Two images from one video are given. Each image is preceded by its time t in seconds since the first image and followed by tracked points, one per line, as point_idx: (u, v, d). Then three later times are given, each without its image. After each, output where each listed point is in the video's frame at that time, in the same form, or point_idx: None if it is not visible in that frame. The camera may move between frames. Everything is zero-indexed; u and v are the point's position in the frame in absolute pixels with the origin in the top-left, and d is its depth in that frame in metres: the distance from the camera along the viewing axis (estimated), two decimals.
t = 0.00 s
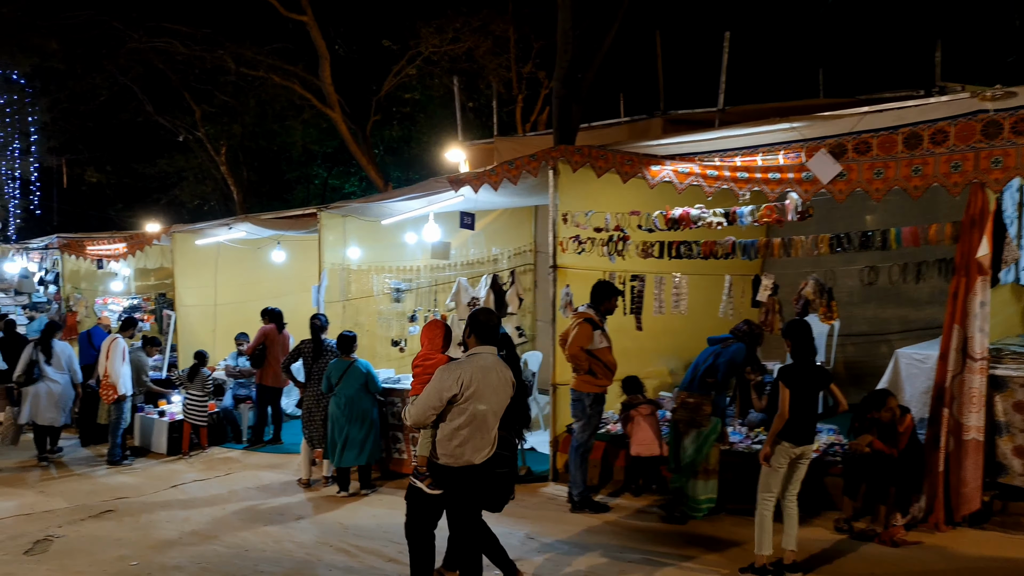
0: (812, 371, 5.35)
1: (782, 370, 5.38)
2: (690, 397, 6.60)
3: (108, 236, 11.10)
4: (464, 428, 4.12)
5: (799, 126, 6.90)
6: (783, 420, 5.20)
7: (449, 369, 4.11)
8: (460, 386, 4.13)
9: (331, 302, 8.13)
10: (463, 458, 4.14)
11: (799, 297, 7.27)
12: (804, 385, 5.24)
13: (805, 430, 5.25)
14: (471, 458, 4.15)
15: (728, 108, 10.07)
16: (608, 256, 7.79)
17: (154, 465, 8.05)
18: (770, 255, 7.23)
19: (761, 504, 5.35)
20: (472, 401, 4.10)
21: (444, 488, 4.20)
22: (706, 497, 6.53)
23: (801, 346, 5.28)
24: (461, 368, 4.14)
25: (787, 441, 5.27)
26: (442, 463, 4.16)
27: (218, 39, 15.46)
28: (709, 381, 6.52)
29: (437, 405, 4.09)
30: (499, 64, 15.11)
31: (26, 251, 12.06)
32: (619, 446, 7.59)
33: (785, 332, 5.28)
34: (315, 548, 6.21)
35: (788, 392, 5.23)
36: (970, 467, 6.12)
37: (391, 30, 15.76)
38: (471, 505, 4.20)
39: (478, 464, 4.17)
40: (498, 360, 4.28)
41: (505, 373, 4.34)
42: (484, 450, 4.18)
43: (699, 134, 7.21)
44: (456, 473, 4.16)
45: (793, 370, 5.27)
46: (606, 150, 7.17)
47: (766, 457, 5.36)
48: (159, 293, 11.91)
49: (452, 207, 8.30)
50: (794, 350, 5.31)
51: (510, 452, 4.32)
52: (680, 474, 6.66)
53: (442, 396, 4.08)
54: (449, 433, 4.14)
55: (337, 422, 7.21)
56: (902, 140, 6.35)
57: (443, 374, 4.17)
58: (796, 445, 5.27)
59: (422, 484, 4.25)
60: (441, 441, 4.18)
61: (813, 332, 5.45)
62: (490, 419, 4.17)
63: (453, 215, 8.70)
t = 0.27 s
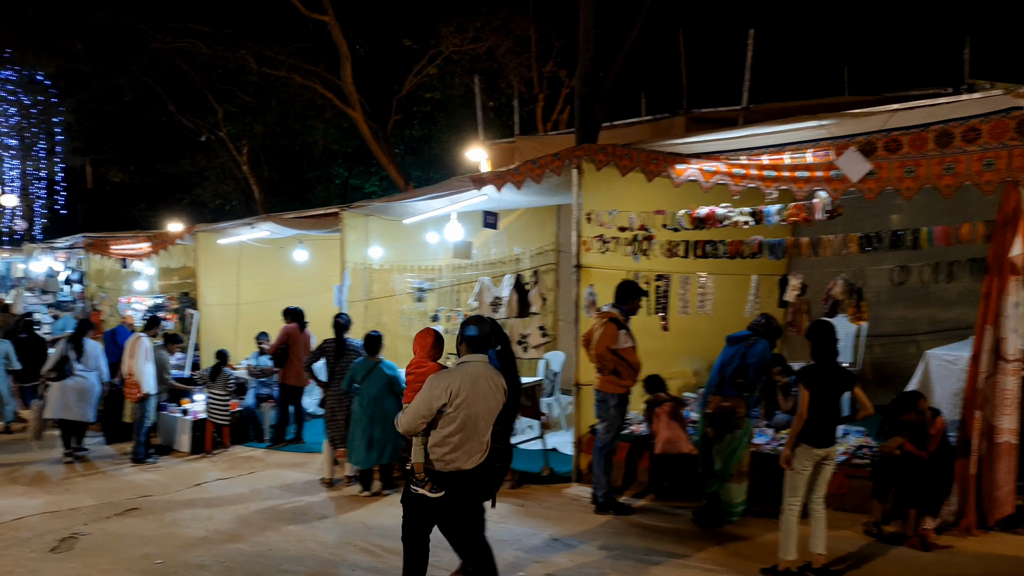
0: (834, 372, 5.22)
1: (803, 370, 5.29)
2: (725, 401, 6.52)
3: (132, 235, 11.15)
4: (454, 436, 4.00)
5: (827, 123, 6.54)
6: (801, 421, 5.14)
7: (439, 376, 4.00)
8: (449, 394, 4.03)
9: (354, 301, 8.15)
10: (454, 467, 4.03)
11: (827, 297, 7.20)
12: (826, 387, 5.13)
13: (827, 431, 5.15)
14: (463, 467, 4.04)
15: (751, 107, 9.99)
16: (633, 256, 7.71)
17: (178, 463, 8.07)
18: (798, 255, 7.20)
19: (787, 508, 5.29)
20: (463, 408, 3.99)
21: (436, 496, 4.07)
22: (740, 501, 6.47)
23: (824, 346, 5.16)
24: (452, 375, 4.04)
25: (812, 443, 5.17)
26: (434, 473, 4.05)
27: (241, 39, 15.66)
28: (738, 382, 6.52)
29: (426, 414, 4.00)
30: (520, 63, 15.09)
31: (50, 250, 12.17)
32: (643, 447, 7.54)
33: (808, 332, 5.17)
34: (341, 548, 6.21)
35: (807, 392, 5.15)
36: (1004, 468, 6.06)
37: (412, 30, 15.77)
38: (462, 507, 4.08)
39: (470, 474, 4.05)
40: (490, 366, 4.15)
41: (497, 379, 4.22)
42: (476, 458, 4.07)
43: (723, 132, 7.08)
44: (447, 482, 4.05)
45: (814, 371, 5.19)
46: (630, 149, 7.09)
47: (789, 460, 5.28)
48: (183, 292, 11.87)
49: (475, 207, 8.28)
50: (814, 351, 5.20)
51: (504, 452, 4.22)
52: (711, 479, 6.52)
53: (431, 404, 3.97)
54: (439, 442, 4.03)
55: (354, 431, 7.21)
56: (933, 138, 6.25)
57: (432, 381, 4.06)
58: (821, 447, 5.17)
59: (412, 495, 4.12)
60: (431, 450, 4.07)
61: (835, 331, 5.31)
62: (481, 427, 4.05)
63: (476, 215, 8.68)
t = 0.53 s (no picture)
0: (864, 373, 5.09)
1: (830, 372, 5.17)
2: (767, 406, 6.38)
3: (161, 235, 11.13)
4: (449, 430, 4.09)
5: (862, 121, 6.49)
6: (830, 423, 4.98)
7: (434, 371, 4.11)
8: (446, 388, 4.12)
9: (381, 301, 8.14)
10: (450, 461, 4.12)
11: (863, 297, 7.11)
12: (854, 387, 5.00)
13: (857, 432, 5.02)
14: (459, 460, 4.12)
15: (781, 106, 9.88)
16: (663, 256, 7.64)
17: (208, 462, 8.11)
18: (832, 254, 7.06)
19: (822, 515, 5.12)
20: (457, 403, 4.08)
21: (435, 489, 4.17)
22: (771, 504, 6.41)
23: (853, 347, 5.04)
24: (448, 370, 4.14)
25: (842, 445, 5.04)
26: (431, 466, 4.15)
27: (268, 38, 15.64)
28: (774, 382, 6.38)
29: (422, 407, 4.10)
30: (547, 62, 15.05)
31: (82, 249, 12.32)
32: (675, 448, 7.44)
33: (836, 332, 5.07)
34: (370, 548, 6.19)
35: (835, 394, 5.01)
36: None
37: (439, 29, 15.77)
38: (468, 504, 4.19)
39: (467, 468, 4.13)
40: (487, 362, 4.23)
41: (495, 375, 4.29)
42: (471, 453, 4.14)
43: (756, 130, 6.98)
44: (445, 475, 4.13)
45: (842, 372, 5.05)
46: (661, 147, 7.01)
47: (819, 463, 5.13)
48: (211, 292, 11.92)
49: (503, 206, 8.25)
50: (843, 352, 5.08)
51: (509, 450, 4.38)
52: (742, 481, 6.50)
53: (426, 398, 4.08)
54: (436, 436, 4.13)
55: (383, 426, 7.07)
56: (972, 135, 6.11)
57: (429, 376, 4.17)
58: (851, 449, 5.03)
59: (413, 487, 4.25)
60: (428, 443, 4.17)
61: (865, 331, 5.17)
62: (477, 421, 4.12)
63: (504, 214, 8.64)
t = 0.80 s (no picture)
0: (905, 375, 4.99)
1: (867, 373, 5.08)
2: (806, 407, 6.37)
3: (198, 235, 11.29)
4: (467, 425, 4.32)
5: (907, 118, 6.34)
6: (869, 425, 4.92)
7: (449, 371, 4.33)
8: (461, 386, 4.34)
9: (416, 300, 8.15)
10: (468, 455, 4.33)
11: (905, 298, 6.99)
12: (893, 391, 4.90)
13: (898, 434, 4.92)
14: (474, 454, 4.33)
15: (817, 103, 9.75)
16: (699, 255, 7.69)
17: (244, 459, 8.19)
18: (873, 253, 6.93)
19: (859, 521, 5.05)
20: (473, 398, 4.30)
21: (453, 482, 4.38)
22: (807, 505, 6.33)
23: (893, 350, 4.94)
24: (463, 369, 4.35)
25: (881, 449, 4.94)
26: (448, 460, 4.36)
27: (303, 46, 16.10)
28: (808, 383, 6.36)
29: (439, 404, 4.32)
30: (579, 60, 15.13)
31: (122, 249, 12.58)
32: (710, 450, 7.31)
33: (875, 333, 4.97)
34: (406, 547, 6.18)
35: (874, 397, 4.93)
36: None
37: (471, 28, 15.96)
38: (486, 494, 4.39)
39: (482, 462, 4.35)
40: (500, 361, 4.45)
41: (508, 373, 4.51)
42: (488, 447, 4.36)
43: (797, 128, 6.92)
44: (461, 468, 4.35)
45: (880, 374, 4.94)
46: (699, 146, 6.94)
47: (858, 468, 5.03)
48: (248, 292, 11.69)
49: (537, 206, 8.21)
50: (882, 355, 4.98)
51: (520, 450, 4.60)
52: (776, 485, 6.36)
53: (443, 395, 4.30)
54: (451, 431, 4.35)
55: (418, 431, 7.27)
56: (1017, 132, 5.83)
57: (446, 374, 4.39)
58: (891, 452, 4.93)
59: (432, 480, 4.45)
60: (446, 438, 4.39)
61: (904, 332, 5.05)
62: (491, 417, 4.34)
63: (538, 213, 8.60)
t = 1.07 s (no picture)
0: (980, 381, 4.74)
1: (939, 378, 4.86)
2: (875, 413, 6.10)
3: (265, 236, 11.38)
4: (511, 425, 4.38)
5: (982, 115, 6.12)
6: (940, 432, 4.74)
7: (497, 371, 4.42)
8: (506, 386, 4.43)
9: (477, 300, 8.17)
10: (511, 454, 4.39)
11: (982, 300, 6.75)
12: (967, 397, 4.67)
13: (973, 442, 4.68)
14: (518, 454, 4.40)
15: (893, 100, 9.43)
16: (765, 255, 7.50)
17: (309, 456, 8.34)
18: (949, 254, 6.66)
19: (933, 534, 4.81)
20: (519, 399, 4.39)
21: (495, 482, 4.43)
22: (875, 514, 6.11)
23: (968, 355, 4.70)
24: (509, 370, 4.45)
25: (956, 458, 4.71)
26: (491, 459, 4.42)
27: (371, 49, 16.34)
28: (873, 388, 6.14)
29: (485, 404, 4.40)
30: (642, 61, 15.13)
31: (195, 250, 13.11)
32: (776, 453, 7.20)
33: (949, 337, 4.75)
34: (468, 547, 6.19)
35: (946, 403, 4.72)
36: None
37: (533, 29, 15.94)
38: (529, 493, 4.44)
39: (524, 462, 4.41)
40: (543, 362, 4.54)
41: (550, 375, 4.60)
42: (530, 447, 4.43)
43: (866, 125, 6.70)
44: (504, 468, 4.40)
45: (953, 378, 4.73)
46: (764, 145, 6.82)
47: (930, 476, 4.82)
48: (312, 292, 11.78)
49: (599, 206, 8.18)
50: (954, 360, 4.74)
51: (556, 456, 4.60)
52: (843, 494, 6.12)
53: (491, 394, 4.39)
54: (495, 431, 4.42)
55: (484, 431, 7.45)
56: None
57: (491, 375, 4.48)
58: (966, 461, 4.70)
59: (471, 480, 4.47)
60: (489, 438, 4.45)
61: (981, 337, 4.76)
62: (536, 417, 4.42)
63: (600, 213, 8.58)
